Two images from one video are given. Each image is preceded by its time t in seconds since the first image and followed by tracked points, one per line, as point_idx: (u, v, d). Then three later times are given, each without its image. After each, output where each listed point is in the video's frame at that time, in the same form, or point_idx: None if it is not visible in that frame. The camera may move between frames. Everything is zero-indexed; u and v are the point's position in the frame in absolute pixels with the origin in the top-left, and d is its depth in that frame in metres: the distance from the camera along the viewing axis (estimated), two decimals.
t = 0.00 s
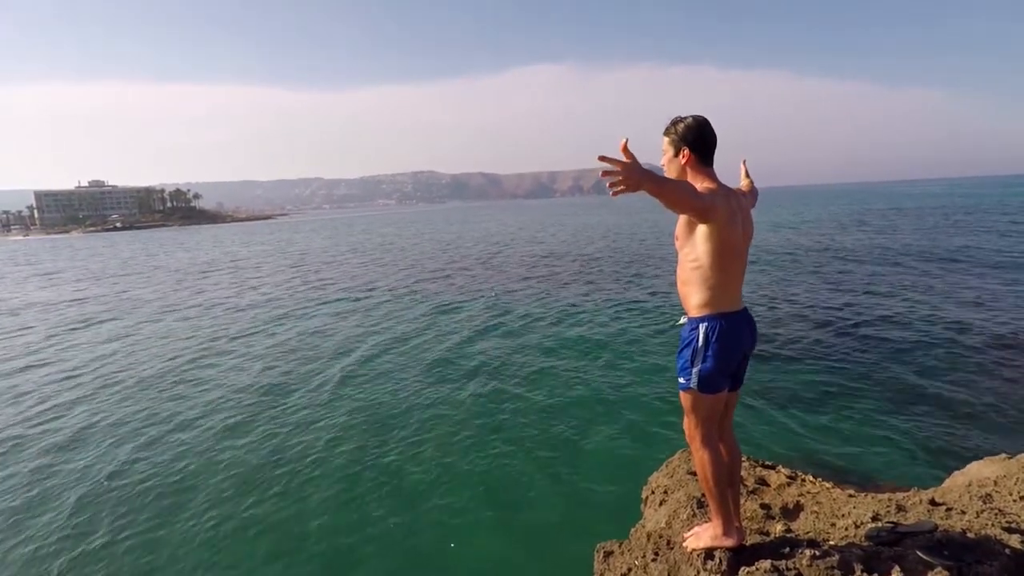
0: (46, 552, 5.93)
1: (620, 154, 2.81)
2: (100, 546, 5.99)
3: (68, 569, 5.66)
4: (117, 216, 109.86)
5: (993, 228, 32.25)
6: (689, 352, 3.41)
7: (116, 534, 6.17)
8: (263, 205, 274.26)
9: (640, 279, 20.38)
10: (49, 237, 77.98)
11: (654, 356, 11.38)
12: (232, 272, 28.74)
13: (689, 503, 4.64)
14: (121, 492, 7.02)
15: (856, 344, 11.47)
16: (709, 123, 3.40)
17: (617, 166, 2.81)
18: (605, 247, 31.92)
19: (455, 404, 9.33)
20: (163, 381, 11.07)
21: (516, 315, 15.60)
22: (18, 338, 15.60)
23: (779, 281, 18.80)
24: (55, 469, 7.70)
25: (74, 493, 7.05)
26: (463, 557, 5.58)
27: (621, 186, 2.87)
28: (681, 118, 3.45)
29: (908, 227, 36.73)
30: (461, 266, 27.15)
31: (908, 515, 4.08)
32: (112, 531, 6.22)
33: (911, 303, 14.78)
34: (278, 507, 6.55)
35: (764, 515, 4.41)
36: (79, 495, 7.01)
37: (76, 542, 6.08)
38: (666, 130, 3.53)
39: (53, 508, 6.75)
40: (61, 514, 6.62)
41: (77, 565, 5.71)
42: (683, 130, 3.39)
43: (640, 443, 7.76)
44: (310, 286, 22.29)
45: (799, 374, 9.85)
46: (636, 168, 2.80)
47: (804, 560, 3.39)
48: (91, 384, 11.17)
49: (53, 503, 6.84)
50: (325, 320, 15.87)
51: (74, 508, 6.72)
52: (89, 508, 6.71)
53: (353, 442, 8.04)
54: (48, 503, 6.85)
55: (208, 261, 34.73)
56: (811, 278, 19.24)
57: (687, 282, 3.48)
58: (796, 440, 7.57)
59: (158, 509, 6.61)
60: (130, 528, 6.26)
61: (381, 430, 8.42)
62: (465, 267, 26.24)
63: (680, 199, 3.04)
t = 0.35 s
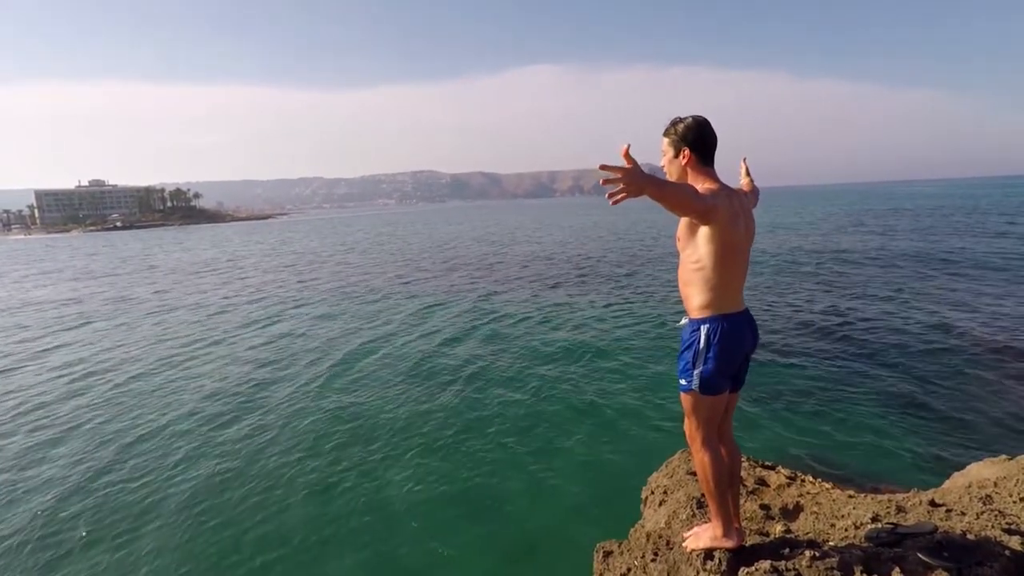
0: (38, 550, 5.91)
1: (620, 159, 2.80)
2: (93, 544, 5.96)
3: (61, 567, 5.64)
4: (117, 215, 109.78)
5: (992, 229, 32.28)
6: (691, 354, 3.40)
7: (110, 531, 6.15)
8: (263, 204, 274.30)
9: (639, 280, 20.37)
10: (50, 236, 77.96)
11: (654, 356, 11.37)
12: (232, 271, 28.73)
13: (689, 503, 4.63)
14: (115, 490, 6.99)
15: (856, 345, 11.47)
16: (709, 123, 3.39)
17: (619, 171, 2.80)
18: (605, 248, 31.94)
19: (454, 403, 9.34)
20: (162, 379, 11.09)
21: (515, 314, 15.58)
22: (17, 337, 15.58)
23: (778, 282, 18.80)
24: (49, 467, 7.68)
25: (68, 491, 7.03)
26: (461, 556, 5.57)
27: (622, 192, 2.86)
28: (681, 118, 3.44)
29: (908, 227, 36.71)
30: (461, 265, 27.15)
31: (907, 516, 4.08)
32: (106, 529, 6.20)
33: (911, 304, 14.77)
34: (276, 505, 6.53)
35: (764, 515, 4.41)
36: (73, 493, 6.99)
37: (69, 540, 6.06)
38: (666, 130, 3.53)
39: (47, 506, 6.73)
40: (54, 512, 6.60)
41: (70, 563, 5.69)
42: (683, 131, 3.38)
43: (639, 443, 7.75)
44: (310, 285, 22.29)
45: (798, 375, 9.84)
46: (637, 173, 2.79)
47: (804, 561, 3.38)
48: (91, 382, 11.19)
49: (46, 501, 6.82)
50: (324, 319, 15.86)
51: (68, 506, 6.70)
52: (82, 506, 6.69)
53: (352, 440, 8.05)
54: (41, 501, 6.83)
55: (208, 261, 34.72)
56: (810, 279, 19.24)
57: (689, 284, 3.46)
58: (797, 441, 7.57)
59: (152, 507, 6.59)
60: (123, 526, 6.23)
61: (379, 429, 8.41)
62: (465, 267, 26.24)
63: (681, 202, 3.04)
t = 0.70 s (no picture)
0: (32, 548, 5.88)
1: (621, 167, 2.80)
2: (89, 541, 5.95)
3: (57, 565, 5.62)
4: (118, 215, 109.85)
5: (995, 229, 32.21)
6: (692, 356, 3.39)
7: (106, 529, 6.14)
8: (264, 204, 274.26)
9: (641, 280, 20.34)
10: (51, 236, 78.03)
11: (656, 355, 11.35)
12: (233, 271, 28.69)
13: (690, 504, 4.63)
14: (112, 488, 6.98)
15: (858, 345, 11.45)
16: (709, 125, 3.38)
17: (618, 179, 2.80)
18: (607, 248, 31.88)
19: (455, 402, 9.33)
20: (163, 378, 11.08)
21: (516, 314, 15.57)
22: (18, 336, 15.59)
23: (780, 282, 18.76)
24: (45, 465, 7.66)
25: (64, 489, 7.02)
26: (463, 554, 5.55)
27: (622, 200, 2.87)
28: (681, 120, 3.44)
29: (909, 227, 36.65)
30: (462, 265, 27.11)
31: (909, 516, 4.07)
32: (102, 527, 6.18)
33: (913, 304, 14.75)
34: (276, 503, 6.52)
35: (765, 516, 4.40)
36: (70, 491, 6.97)
37: (64, 537, 6.04)
38: (666, 132, 3.52)
39: (42, 504, 6.71)
40: (50, 510, 6.58)
41: (66, 561, 5.66)
42: (683, 134, 3.38)
43: (641, 442, 7.74)
44: (311, 285, 22.29)
45: (800, 375, 9.83)
46: (637, 181, 2.79)
47: (805, 562, 3.38)
48: (91, 381, 11.17)
49: (42, 499, 6.81)
50: (325, 319, 15.83)
51: (67, 503, 6.70)
52: (78, 504, 6.67)
53: (353, 439, 8.04)
54: (38, 499, 6.81)
55: (210, 261, 34.74)
56: (813, 279, 19.21)
57: (690, 285, 3.46)
58: (798, 441, 7.55)
59: (148, 505, 6.57)
60: (120, 524, 6.22)
61: (378, 428, 8.40)
62: (466, 267, 26.20)
63: (681, 206, 3.03)
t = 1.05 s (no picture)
0: (28, 552, 5.87)
1: (623, 175, 2.79)
2: (85, 546, 5.93)
3: (52, 569, 5.61)
4: (120, 220, 110.02)
5: (996, 228, 32.19)
6: (693, 357, 3.37)
7: (102, 534, 6.12)
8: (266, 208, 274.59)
9: (643, 283, 20.34)
10: (53, 241, 78.12)
11: (658, 357, 11.33)
12: (235, 275, 28.73)
13: (694, 506, 4.61)
14: (108, 493, 6.96)
15: (861, 346, 11.43)
16: (708, 127, 3.36)
17: (617, 186, 2.79)
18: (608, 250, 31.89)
19: (458, 404, 9.31)
20: (164, 382, 11.07)
21: (517, 317, 15.56)
22: (19, 340, 15.60)
23: (782, 284, 18.75)
24: (42, 470, 7.65)
25: (61, 495, 7.00)
26: (465, 555, 5.53)
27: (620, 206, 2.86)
28: (678, 123, 3.43)
29: (910, 227, 36.64)
30: (464, 268, 27.13)
31: (915, 518, 4.05)
32: (98, 532, 6.16)
33: (915, 304, 14.73)
34: (278, 506, 6.51)
35: (770, 518, 4.38)
36: (66, 496, 6.96)
37: (58, 542, 6.03)
38: (665, 135, 3.51)
39: (38, 509, 6.70)
40: (45, 515, 6.57)
41: (61, 566, 5.65)
42: (682, 136, 3.36)
43: (644, 443, 7.73)
44: (312, 288, 22.29)
45: (803, 377, 9.81)
46: (639, 189, 2.79)
47: (810, 564, 3.36)
48: (94, 385, 11.19)
49: (38, 505, 6.79)
50: (327, 322, 15.85)
51: (68, 507, 6.70)
52: (74, 509, 6.65)
53: (354, 441, 8.03)
54: (34, 504, 6.80)
55: (210, 265, 34.75)
56: (814, 280, 19.21)
57: (691, 287, 3.44)
58: (802, 442, 7.52)
59: (145, 509, 6.56)
60: (115, 529, 6.19)
61: (378, 430, 8.38)
62: (468, 269, 26.22)
63: (680, 211, 3.02)
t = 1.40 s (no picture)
0: (21, 553, 5.88)
1: (616, 175, 2.80)
2: (79, 547, 5.94)
3: (46, 569, 5.62)
4: (120, 222, 110.09)
5: (995, 232, 32.25)
6: (692, 359, 3.38)
7: (97, 534, 6.14)
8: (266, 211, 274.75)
9: (642, 286, 20.36)
10: (54, 243, 78.17)
11: (659, 361, 11.34)
12: (235, 277, 28.76)
13: (694, 509, 4.62)
14: (104, 494, 6.98)
15: (860, 349, 11.44)
16: (709, 130, 3.38)
17: (609, 186, 2.80)
18: (607, 253, 31.91)
19: (457, 406, 9.32)
20: (165, 384, 11.09)
21: (518, 320, 15.58)
22: (19, 342, 15.61)
23: (781, 287, 18.76)
24: (38, 471, 7.67)
25: (55, 496, 7.02)
26: (463, 556, 5.54)
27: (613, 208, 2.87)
28: (679, 125, 3.45)
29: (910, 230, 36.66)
30: (463, 270, 27.16)
31: (914, 521, 4.05)
32: (92, 532, 6.18)
33: (915, 308, 14.75)
34: (277, 506, 6.52)
35: (770, 521, 4.39)
36: (62, 497, 6.98)
37: (53, 543, 6.04)
38: (666, 138, 3.52)
39: (32, 510, 6.72)
40: (40, 515, 6.58)
41: (54, 566, 5.66)
42: (684, 138, 3.38)
43: (644, 444, 7.74)
44: (312, 291, 22.31)
45: (803, 379, 9.83)
46: (633, 189, 2.81)
47: (809, 567, 3.37)
48: (94, 387, 11.21)
49: (32, 506, 6.81)
50: (327, 324, 15.86)
51: (68, 507, 6.72)
52: (69, 510, 6.66)
53: (355, 443, 8.03)
54: (30, 505, 6.82)
55: (210, 267, 34.75)
56: (814, 283, 19.22)
57: (690, 288, 3.45)
58: (803, 444, 7.53)
59: (140, 510, 6.57)
60: (109, 530, 6.20)
61: (376, 432, 8.39)
62: (468, 272, 26.25)
63: (678, 212, 3.04)
